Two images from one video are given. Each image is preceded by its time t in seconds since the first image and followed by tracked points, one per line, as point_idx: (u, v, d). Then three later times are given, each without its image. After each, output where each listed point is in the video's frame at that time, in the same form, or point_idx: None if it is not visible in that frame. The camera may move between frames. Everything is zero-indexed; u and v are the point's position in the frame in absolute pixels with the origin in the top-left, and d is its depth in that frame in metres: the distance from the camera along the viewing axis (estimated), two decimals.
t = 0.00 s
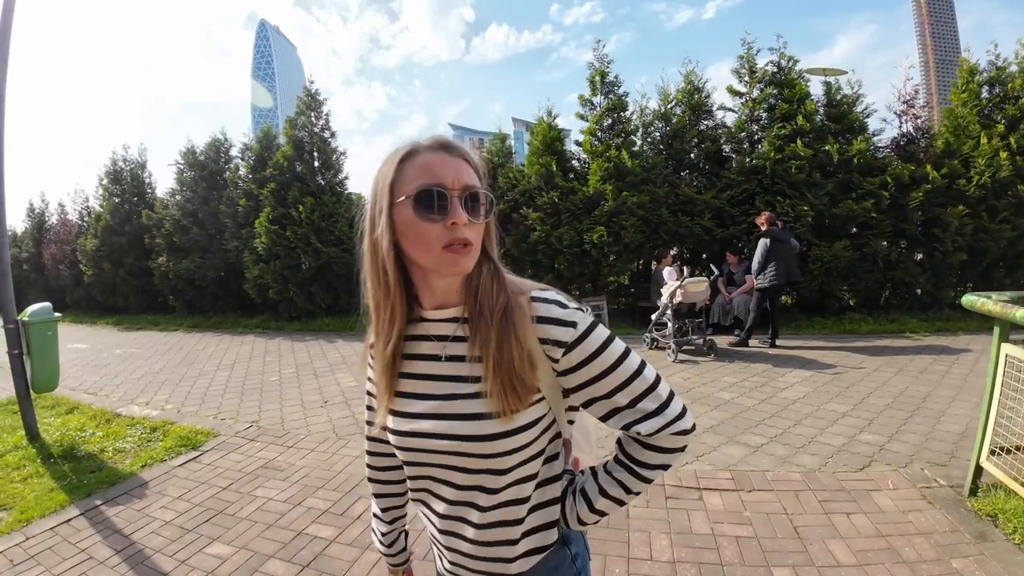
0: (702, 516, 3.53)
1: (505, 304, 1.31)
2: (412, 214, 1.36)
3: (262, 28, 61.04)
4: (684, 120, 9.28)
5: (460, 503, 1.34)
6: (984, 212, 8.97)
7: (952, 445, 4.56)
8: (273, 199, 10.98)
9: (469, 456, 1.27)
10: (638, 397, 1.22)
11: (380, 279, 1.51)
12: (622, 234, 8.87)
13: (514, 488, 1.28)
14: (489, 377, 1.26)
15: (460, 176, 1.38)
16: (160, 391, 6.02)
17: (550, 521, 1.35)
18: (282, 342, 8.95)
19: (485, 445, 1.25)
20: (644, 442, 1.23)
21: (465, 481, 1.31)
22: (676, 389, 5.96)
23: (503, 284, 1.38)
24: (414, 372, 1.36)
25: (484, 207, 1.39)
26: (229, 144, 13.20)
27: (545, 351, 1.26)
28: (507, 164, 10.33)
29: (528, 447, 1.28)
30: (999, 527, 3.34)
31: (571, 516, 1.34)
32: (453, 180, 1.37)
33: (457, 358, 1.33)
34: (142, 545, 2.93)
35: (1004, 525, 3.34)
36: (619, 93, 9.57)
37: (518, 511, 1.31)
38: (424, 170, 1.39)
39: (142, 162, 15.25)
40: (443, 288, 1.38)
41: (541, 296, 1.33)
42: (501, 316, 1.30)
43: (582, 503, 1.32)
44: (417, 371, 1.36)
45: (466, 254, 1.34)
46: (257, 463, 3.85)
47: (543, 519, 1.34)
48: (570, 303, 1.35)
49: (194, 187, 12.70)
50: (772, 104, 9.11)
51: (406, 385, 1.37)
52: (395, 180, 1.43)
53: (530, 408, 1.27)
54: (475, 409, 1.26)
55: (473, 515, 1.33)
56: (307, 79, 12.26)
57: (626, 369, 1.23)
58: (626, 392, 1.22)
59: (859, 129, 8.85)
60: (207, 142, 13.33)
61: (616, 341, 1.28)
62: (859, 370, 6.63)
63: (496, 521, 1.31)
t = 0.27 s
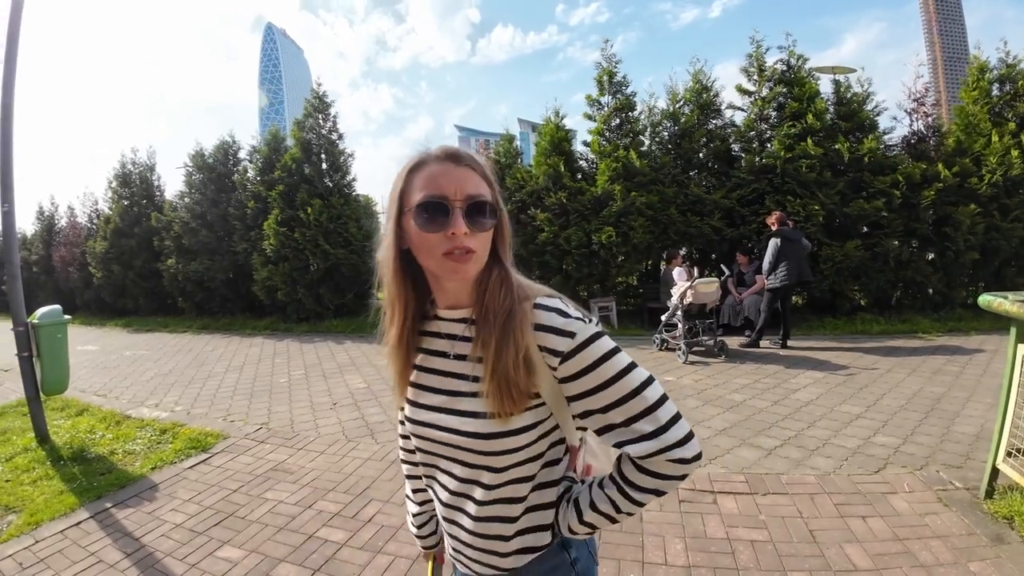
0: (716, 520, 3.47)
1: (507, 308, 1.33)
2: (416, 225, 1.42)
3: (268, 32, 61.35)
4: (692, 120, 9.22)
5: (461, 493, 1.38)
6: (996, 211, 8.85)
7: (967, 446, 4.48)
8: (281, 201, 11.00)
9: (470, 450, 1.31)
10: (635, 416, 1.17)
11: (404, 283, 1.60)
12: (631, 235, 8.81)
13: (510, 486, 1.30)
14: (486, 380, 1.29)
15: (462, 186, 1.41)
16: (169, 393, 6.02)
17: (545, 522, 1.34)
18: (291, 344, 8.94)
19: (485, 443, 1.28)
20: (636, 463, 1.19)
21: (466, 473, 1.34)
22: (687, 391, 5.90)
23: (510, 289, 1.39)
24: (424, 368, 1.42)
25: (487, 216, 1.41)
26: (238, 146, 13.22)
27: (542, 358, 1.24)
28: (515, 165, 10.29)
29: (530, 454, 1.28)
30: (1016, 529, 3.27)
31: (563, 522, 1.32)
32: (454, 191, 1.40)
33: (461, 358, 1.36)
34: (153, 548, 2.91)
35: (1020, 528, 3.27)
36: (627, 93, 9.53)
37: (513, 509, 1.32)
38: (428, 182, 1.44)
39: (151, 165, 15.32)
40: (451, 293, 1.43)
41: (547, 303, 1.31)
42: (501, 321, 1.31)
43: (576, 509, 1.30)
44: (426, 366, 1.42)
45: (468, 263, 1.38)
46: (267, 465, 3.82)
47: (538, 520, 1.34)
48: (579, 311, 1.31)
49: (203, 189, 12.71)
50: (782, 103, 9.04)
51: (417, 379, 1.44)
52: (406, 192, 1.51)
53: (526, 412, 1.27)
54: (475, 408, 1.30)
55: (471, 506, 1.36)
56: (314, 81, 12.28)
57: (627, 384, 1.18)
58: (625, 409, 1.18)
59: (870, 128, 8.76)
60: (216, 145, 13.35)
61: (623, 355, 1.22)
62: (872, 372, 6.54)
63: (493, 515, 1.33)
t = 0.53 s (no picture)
0: (730, 526, 3.42)
1: (515, 310, 1.29)
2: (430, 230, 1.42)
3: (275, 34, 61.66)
4: (701, 120, 9.16)
5: (466, 485, 1.36)
6: (1007, 212, 8.75)
7: (981, 451, 4.40)
8: (289, 202, 11.00)
9: (474, 443, 1.29)
10: (634, 419, 1.11)
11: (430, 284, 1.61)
12: (639, 236, 8.76)
13: (510, 481, 1.27)
14: (489, 378, 1.25)
15: (471, 193, 1.37)
16: (177, 394, 6.01)
17: (547, 523, 1.30)
18: (299, 345, 8.93)
19: (488, 437, 1.26)
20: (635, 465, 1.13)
21: (471, 465, 1.32)
22: (697, 393, 5.84)
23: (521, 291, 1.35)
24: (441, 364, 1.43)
25: (500, 221, 1.37)
26: (246, 147, 13.21)
27: (544, 359, 1.20)
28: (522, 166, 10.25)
29: (533, 454, 1.24)
30: None
31: (564, 523, 1.28)
32: (464, 198, 1.37)
33: (472, 354, 1.36)
34: (162, 551, 2.89)
35: None
36: (635, 93, 9.48)
37: (513, 505, 1.29)
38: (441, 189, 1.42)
39: (159, 166, 15.37)
40: (466, 294, 1.42)
41: (554, 306, 1.26)
42: (508, 323, 1.28)
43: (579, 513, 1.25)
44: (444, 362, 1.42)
45: (477, 267, 1.35)
46: (276, 468, 3.80)
47: (539, 520, 1.29)
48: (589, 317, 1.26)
49: (211, 190, 12.72)
50: (791, 103, 8.97)
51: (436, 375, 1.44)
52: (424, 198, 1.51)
53: (528, 410, 1.23)
54: (479, 402, 1.28)
55: (473, 498, 1.34)
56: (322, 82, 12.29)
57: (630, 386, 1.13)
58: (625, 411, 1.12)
59: (880, 128, 8.68)
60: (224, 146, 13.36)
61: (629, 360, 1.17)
62: (884, 375, 6.46)
63: (494, 509, 1.31)
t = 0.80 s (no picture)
0: (743, 530, 3.36)
1: (544, 302, 1.29)
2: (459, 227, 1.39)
3: (281, 33, 61.79)
4: (709, 120, 9.10)
5: (499, 485, 1.32)
6: (1017, 214, 8.66)
7: (994, 454, 4.33)
8: (295, 201, 10.97)
9: (509, 437, 1.26)
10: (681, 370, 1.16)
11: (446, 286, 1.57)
12: (647, 236, 8.71)
13: (549, 473, 1.25)
14: (525, 368, 1.24)
15: (505, 192, 1.37)
16: (183, 392, 5.99)
17: (588, 512, 1.30)
18: (305, 344, 8.90)
19: (529, 426, 1.23)
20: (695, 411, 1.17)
21: (505, 462, 1.29)
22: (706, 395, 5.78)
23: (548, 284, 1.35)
24: (464, 360, 1.39)
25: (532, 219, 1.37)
26: (252, 146, 13.20)
27: (581, 338, 1.23)
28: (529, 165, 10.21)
29: (569, 440, 1.23)
30: None
31: (613, 514, 1.25)
32: (496, 196, 1.35)
33: (499, 348, 1.33)
34: (168, 552, 2.85)
35: None
36: (642, 93, 9.43)
37: (556, 497, 1.27)
38: (472, 188, 1.39)
39: (166, 165, 15.38)
40: (491, 289, 1.40)
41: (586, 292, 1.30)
42: (540, 314, 1.28)
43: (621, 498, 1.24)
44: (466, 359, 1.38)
45: (507, 262, 1.34)
46: (283, 467, 3.76)
47: (580, 508, 1.29)
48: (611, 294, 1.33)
49: (217, 189, 12.71)
50: (800, 104, 8.89)
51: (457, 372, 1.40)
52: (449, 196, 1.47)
53: (568, 391, 1.23)
54: (514, 393, 1.25)
55: (510, 498, 1.30)
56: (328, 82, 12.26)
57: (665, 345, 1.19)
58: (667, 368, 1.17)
59: (889, 129, 8.59)
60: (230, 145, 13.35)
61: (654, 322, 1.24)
62: (894, 377, 6.38)
63: (533, 505, 1.28)
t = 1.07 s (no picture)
0: (748, 532, 3.32)
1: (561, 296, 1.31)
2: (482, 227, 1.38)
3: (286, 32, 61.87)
4: (714, 120, 9.07)
5: (521, 483, 1.27)
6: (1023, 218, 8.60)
7: (999, 458, 4.29)
8: (298, 199, 10.96)
9: (534, 429, 1.23)
10: (703, 379, 1.19)
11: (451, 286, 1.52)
12: (651, 237, 8.69)
13: (577, 462, 1.23)
14: (551, 357, 1.24)
15: (526, 193, 1.38)
16: (185, 388, 5.97)
17: (610, 505, 1.29)
18: (307, 341, 8.88)
19: (558, 413, 1.22)
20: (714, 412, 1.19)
21: (529, 458, 1.25)
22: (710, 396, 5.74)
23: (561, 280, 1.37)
24: (479, 358, 1.33)
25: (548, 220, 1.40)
26: (255, 143, 13.19)
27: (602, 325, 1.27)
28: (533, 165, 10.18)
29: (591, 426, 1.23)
30: None
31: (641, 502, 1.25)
32: (514, 195, 1.37)
33: (521, 341, 1.30)
34: (168, 549, 2.82)
35: None
36: (648, 93, 9.40)
37: (583, 489, 1.24)
38: (493, 188, 1.38)
39: (169, 161, 15.38)
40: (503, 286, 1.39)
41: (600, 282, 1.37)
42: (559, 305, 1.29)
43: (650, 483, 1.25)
44: (483, 355, 1.33)
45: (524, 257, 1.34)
46: (285, 465, 3.73)
47: (604, 499, 1.28)
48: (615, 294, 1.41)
49: (220, 186, 12.70)
50: (806, 105, 8.85)
51: (473, 369, 1.34)
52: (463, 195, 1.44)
53: (594, 377, 1.25)
54: (541, 382, 1.24)
55: (535, 496, 1.26)
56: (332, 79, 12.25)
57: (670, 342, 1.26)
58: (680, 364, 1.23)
59: (895, 131, 8.53)
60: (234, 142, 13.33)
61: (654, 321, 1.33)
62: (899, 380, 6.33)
63: (563, 499, 1.24)
